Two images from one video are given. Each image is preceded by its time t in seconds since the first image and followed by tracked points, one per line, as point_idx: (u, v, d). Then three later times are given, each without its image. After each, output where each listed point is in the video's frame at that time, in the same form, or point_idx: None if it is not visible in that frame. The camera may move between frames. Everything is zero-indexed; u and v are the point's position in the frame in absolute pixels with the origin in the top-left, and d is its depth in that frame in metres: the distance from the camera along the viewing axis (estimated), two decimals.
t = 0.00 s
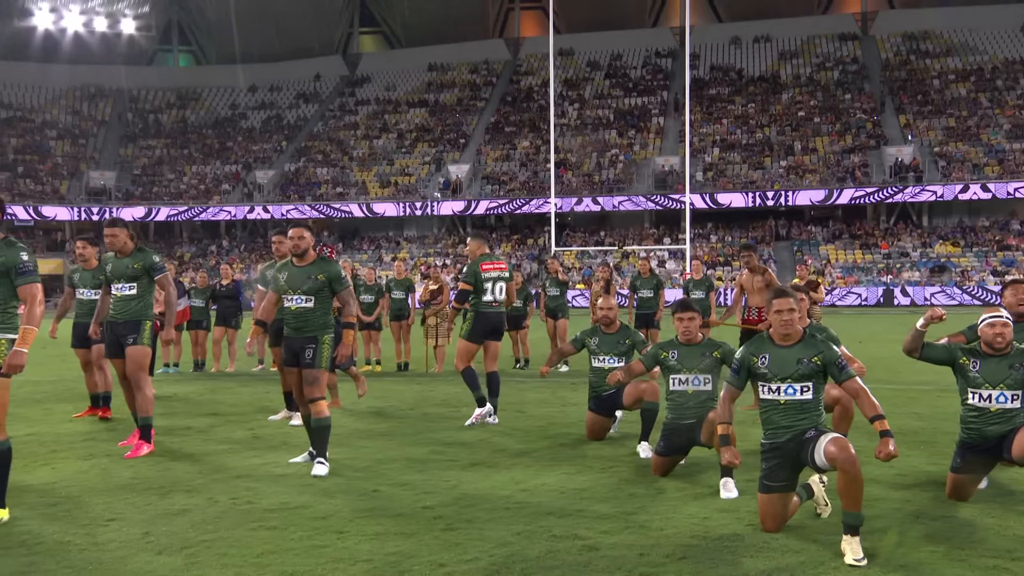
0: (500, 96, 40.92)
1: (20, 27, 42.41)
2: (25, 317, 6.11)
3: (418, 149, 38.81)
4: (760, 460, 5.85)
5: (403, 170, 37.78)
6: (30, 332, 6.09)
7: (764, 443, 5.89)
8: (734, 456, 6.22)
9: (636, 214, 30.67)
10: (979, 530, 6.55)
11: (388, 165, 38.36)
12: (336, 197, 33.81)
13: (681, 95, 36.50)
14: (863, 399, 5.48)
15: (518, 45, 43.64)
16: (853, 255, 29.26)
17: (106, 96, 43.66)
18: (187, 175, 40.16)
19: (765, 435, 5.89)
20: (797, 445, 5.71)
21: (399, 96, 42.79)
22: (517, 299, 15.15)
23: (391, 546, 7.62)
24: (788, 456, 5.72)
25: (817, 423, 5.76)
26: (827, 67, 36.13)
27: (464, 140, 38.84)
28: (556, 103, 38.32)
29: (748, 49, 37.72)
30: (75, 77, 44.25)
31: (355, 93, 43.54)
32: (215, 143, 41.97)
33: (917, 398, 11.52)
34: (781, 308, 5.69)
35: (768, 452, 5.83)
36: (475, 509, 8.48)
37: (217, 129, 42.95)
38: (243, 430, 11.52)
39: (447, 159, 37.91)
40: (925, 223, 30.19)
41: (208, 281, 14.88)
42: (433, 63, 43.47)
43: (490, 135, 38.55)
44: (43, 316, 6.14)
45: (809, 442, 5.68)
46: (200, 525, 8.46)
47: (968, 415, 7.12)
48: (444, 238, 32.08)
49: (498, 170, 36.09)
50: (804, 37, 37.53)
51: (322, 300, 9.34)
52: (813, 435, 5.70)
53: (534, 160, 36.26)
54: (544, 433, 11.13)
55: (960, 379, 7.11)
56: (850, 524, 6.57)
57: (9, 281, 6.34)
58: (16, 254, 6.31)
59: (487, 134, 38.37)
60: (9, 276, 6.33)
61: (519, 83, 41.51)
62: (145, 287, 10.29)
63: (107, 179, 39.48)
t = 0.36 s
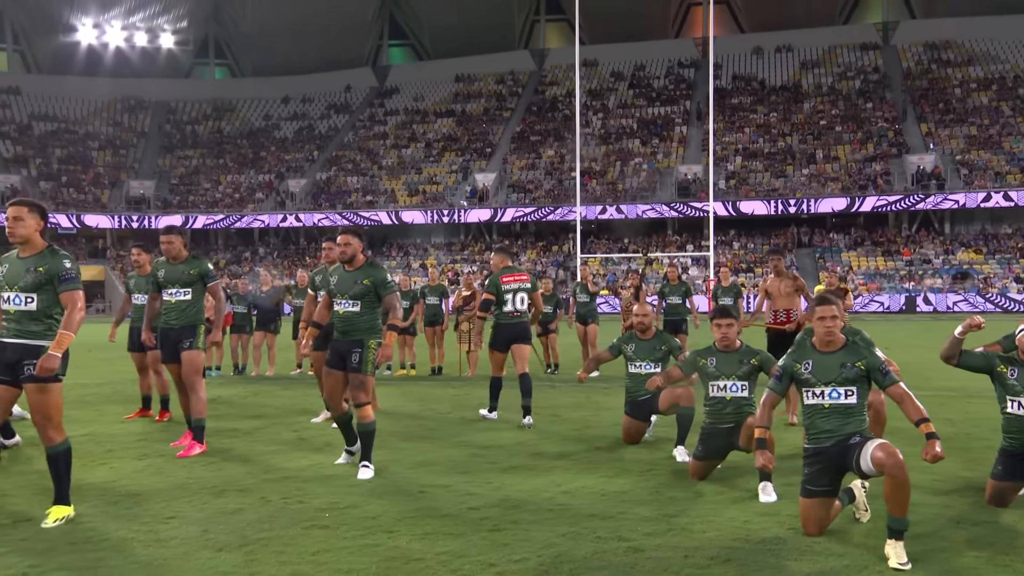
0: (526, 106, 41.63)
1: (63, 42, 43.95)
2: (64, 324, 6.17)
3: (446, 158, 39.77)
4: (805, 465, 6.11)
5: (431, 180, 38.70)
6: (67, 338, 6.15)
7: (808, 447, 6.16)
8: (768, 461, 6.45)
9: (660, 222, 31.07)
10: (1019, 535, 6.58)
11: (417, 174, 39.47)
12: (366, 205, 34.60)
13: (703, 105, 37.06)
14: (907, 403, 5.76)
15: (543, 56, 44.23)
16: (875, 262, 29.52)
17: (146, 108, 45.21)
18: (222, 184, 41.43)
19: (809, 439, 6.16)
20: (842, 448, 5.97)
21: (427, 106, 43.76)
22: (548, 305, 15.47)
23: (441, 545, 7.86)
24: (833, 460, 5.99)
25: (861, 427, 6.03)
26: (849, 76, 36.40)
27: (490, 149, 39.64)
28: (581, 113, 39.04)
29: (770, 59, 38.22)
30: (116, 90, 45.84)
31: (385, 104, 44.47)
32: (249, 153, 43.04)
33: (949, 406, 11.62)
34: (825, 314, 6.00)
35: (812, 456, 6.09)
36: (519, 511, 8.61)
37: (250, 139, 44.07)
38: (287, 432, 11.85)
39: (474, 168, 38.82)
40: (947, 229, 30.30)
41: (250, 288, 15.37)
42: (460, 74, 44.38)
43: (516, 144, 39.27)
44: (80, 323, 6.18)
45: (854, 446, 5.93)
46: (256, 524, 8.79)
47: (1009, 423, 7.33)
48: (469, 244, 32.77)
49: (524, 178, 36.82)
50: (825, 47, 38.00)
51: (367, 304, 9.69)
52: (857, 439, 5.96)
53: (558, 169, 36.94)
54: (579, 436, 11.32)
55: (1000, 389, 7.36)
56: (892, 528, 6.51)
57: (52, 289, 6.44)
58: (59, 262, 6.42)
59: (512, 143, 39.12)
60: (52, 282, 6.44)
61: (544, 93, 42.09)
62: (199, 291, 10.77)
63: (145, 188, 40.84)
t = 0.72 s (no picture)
0: (554, 114, 42.19)
1: (109, 55, 45.84)
2: (110, 327, 6.48)
3: (475, 165, 40.50)
4: (863, 470, 6.45)
5: (462, 186, 39.48)
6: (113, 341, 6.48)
7: (865, 452, 6.49)
8: (821, 466, 6.80)
9: (686, 227, 31.50)
10: None
11: (447, 180, 40.25)
12: (398, 212, 35.41)
13: (729, 112, 37.51)
14: (969, 414, 6.05)
15: (571, 65, 44.53)
16: (901, 268, 29.61)
17: (186, 118, 46.71)
18: (260, 191, 42.61)
19: (867, 445, 6.49)
20: (901, 454, 6.29)
21: (457, 115, 44.49)
22: (582, 309, 15.78)
23: (498, 545, 7.86)
24: (891, 466, 6.31)
25: (920, 435, 6.35)
26: (874, 83, 36.58)
27: (519, 157, 40.29)
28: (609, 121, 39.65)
29: (796, 67, 38.59)
30: (158, 101, 47.49)
31: (416, 113, 45.23)
32: (285, 161, 44.18)
33: (987, 411, 11.77)
34: (889, 327, 6.30)
35: (870, 462, 6.42)
36: (570, 511, 8.79)
37: (286, 148, 45.21)
38: (335, 433, 12.13)
39: (503, 175, 39.54)
40: (974, 235, 30.42)
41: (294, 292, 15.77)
42: (489, 83, 45.06)
43: (544, 151, 39.88)
44: (126, 327, 6.51)
45: (912, 453, 6.25)
46: (316, 521, 8.68)
47: None
48: (499, 249, 33.54)
49: (552, 185, 37.42)
50: (851, 55, 38.35)
51: (415, 309, 9.96)
52: (916, 446, 6.28)
53: (586, 175, 37.55)
54: (621, 438, 11.53)
55: None
56: (946, 533, 6.77)
57: (94, 293, 6.68)
58: (102, 267, 6.66)
59: (541, 150, 39.78)
60: (94, 287, 6.68)
61: (572, 101, 42.64)
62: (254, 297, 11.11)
63: (184, 196, 42.90)
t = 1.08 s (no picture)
0: (571, 119, 42.66)
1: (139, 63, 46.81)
2: (150, 321, 6.51)
3: (495, 170, 41.07)
4: (913, 473, 6.73)
5: (482, 190, 40.06)
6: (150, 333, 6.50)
7: (915, 455, 6.79)
8: (865, 466, 7.02)
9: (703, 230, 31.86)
10: None
11: (468, 184, 40.84)
12: (419, 216, 36.03)
13: (745, 116, 37.91)
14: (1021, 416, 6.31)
15: (589, 71, 44.96)
16: (917, 270, 29.81)
17: (214, 124, 47.59)
18: (285, 196, 43.34)
19: (917, 448, 6.79)
20: (952, 457, 6.56)
21: (477, 120, 45.02)
22: (608, 311, 15.95)
23: (546, 546, 7.73)
24: (942, 469, 6.59)
25: (971, 437, 6.63)
26: (889, 88, 36.92)
27: (537, 161, 40.74)
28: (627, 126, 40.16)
29: (812, 72, 39.11)
30: (189, 109, 48.16)
31: (437, 118, 45.81)
32: (309, 166, 44.93)
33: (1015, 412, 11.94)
34: (938, 329, 6.61)
35: (921, 465, 6.71)
36: (612, 512, 8.78)
37: (310, 153, 45.89)
38: (372, 432, 12.32)
39: (522, 179, 40.04)
40: (990, 237, 30.65)
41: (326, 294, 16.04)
42: (507, 89, 45.56)
43: (563, 155, 40.37)
44: (166, 321, 6.54)
45: (964, 456, 6.52)
46: (363, 520, 8.38)
47: None
48: (518, 253, 34.08)
49: (571, 189, 37.93)
50: (867, 60, 38.73)
51: (450, 311, 9.61)
52: (968, 449, 6.55)
53: (603, 179, 38.06)
54: (654, 440, 11.69)
55: None
56: (992, 535, 7.05)
57: (134, 291, 6.74)
58: (139, 265, 6.73)
59: (559, 155, 40.29)
60: (133, 286, 6.73)
61: (590, 106, 43.11)
62: (296, 298, 11.27)
63: (213, 200, 43.27)
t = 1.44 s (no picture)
0: (581, 120, 42.72)
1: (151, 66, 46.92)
2: (182, 328, 6.37)
3: (504, 171, 41.10)
4: (957, 474, 6.65)
5: (491, 191, 40.06)
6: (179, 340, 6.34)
7: (959, 455, 6.72)
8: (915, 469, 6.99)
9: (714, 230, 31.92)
10: None
11: (477, 185, 40.85)
12: (429, 216, 36.07)
13: (754, 117, 37.97)
14: None
15: (598, 72, 44.73)
16: (927, 270, 29.85)
17: (226, 127, 47.64)
18: (296, 197, 43.30)
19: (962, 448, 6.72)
20: (999, 459, 6.52)
21: (486, 121, 45.06)
22: (627, 312, 15.76)
23: (586, 546, 7.47)
24: (988, 470, 6.52)
25: (1017, 436, 6.58)
26: (899, 88, 37.02)
27: (547, 162, 40.77)
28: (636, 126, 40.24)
29: (821, 72, 39.25)
30: (200, 111, 48.35)
31: (446, 120, 45.85)
32: (320, 167, 44.95)
33: None
34: (983, 324, 6.57)
35: (965, 466, 6.64)
36: (649, 513, 8.56)
37: (321, 155, 45.89)
38: (396, 432, 12.17)
39: (531, 180, 40.03)
40: (1000, 237, 30.68)
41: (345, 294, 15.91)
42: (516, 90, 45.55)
43: (573, 156, 40.42)
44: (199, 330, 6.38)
45: (1010, 458, 6.47)
46: (399, 522, 8.10)
47: None
48: (527, 253, 34.17)
49: (581, 189, 37.99)
50: (875, 60, 38.91)
51: (480, 311, 9.08)
52: (1015, 451, 6.50)
53: (612, 180, 38.14)
54: (683, 442, 11.54)
55: None
56: None
57: (170, 299, 6.59)
58: (179, 273, 6.58)
59: (569, 155, 40.34)
60: (171, 293, 6.59)
61: (599, 107, 43.18)
62: (313, 298, 11.17)
63: (224, 203, 43.41)
